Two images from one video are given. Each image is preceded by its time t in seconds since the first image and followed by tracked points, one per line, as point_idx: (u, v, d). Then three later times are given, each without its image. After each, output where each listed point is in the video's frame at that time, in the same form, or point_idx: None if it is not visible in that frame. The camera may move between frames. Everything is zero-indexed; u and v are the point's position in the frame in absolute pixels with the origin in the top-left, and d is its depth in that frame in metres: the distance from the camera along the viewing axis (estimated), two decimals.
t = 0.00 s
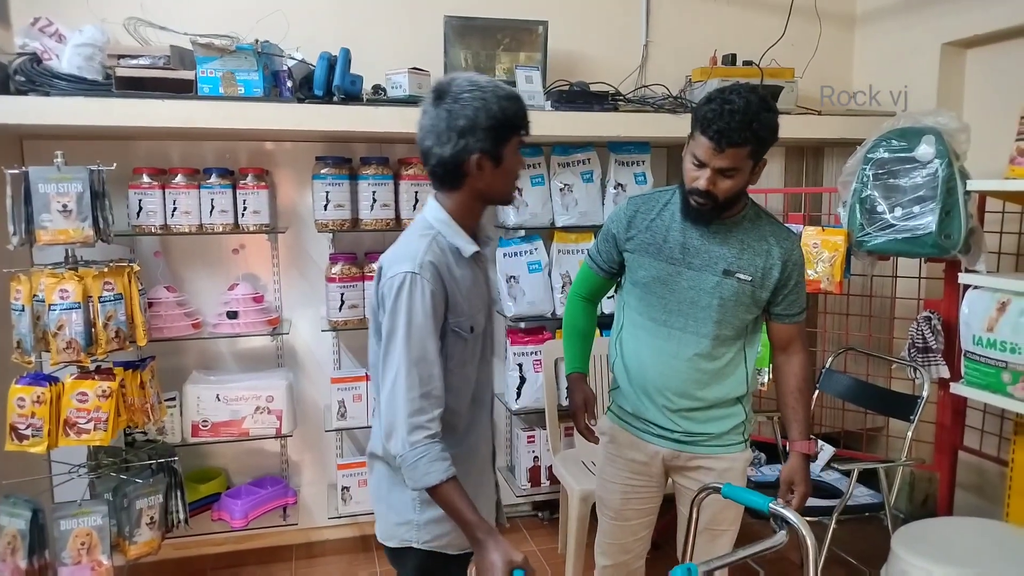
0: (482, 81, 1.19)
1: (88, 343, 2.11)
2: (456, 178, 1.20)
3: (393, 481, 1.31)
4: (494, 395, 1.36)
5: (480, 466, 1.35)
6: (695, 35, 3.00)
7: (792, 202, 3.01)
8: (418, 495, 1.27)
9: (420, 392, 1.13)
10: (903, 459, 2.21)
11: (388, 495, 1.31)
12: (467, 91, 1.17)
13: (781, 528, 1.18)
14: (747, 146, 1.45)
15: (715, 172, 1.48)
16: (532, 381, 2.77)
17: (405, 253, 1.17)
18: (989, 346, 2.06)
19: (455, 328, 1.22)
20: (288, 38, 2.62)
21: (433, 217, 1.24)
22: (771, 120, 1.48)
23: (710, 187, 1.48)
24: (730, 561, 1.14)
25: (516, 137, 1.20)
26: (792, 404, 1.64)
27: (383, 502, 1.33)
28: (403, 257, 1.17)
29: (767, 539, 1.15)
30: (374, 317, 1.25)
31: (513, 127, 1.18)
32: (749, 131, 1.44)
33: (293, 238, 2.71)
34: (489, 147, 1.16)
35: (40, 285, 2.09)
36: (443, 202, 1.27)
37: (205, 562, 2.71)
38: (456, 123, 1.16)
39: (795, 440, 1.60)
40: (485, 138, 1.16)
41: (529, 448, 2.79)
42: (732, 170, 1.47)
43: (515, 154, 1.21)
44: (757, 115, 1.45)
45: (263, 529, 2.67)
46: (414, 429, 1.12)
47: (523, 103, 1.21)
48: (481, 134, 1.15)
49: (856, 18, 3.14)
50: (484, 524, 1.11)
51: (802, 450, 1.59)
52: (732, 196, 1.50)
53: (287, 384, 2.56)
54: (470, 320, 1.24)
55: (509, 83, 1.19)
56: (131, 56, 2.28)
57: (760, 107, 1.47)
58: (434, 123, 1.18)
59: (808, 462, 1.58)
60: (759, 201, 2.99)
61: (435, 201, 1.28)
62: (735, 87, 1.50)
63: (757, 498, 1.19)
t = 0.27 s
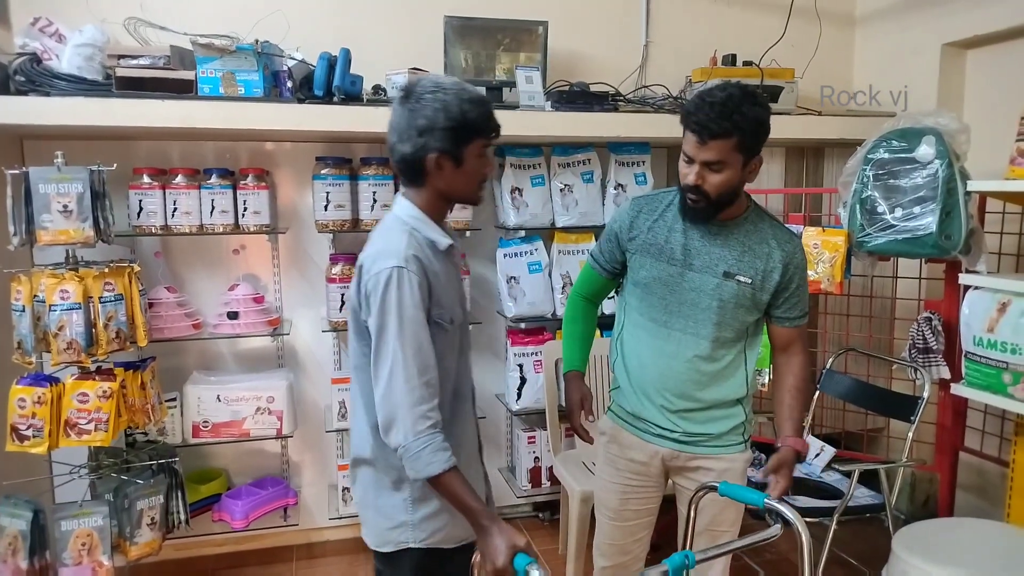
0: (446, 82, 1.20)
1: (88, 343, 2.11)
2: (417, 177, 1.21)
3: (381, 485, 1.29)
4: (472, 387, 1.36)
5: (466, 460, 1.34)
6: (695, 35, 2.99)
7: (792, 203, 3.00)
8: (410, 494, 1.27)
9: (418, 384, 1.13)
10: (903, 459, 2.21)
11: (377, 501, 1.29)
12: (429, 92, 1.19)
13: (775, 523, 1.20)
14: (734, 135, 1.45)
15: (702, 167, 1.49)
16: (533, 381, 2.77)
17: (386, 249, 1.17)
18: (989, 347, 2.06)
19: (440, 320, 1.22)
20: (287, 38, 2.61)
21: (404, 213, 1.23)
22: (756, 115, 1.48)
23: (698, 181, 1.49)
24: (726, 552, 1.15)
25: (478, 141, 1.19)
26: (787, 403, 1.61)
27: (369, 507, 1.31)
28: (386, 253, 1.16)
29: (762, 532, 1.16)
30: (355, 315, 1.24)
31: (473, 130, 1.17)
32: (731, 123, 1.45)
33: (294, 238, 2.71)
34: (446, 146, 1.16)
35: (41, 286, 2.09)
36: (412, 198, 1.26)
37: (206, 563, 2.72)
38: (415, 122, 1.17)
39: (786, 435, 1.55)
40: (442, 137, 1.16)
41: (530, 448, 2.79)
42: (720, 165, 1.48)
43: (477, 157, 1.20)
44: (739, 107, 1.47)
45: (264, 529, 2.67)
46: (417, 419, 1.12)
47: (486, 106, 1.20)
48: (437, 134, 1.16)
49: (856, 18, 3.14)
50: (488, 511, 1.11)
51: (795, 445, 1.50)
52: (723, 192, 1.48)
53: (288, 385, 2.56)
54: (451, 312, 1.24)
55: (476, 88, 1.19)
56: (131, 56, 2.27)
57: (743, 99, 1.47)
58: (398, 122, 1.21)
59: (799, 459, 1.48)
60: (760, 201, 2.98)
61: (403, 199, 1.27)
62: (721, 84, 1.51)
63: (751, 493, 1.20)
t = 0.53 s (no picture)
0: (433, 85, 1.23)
1: (88, 344, 2.11)
2: (378, 163, 1.23)
3: (345, 488, 1.28)
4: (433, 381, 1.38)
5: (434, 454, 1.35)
6: (695, 35, 2.99)
7: (792, 202, 3.00)
8: (376, 494, 1.27)
9: (411, 372, 1.14)
10: (904, 459, 2.20)
11: (343, 504, 1.29)
12: (413, 86, 1.22)
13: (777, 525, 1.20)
14: (711, 128, 1.47)
15: (680, 160, 1.52)
16: (533, 381, 2.77)
17: (355, 246, 1.16)
18: (990, 346, 2.06)
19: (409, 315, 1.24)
20: (287, 38, 2.61)
21: (366, 209, 1.23)
22: (735, 112, 1.48)
23: (676, 173, 1.53)
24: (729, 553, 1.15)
25: (439, 150, 1.19)
26: (754, 407, 1.52)
27: (336, 509, 1.30)
28: (356, 249, 1.16)
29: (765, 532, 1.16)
30: (324, 312, 1.21)
31: (433, 137, 1.17)
32: (702, 115, 1.47)
33: (294, 239, 2.71)
34: (399, 138, 1.17)
35: (41, 286, 2.09)
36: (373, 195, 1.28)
37: (206, 563, 2.72)
38: (387, 107, 1.21)
39: (743, 437, 1.48)
40: (400, 128, 1.17)
41: (530, 448, 2.79)
42: (698, 159, 1.49)
43: (432, 165, 1.20)
44: (718, 103, 1.48)
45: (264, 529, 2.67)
46: (414, 406, 1.13)
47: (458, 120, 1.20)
48: (397, 123, 1.18)
49: (855, 18, 3.14)
50: (485, 507, 1.11)
51: (749, 448, 1.44)
52: (703, 187, 1.48)
53: (288, 385, 2.56)
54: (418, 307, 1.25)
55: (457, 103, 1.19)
56: (131, 57, 2.27)
57: (724, 98, 1.49)
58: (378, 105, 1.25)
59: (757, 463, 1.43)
60: (759, 201, 2.98)
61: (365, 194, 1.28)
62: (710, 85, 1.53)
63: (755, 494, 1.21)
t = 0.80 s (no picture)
0: (410, 90, 1.18)
1: (92, 343, 2.12)
2: (368, 176, 1.23)
3: (339, 487, 1.28)
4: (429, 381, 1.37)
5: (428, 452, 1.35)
6: (697, 31, 2.99)
7: (795, 199, 2.99)
8: (369, 492, 1.27)
9: (411, 370, 1.12)
10: (907, 455, 2.20)
11: (336, 502, 1.29)
12: (389, 94, 1.18)
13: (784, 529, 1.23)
14: (682, 132, 1.43)
15: (653, 165, 1.48)
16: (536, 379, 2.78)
17: (351, 245, 1.15)
18: (994, 342, 2.05)
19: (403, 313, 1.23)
20: (289, 37, 2.61)
21: (359, 208, 1.23)
22: (706, 113, 1.45)
23: (649, 181, 1.48)
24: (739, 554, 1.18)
25: (429, 159, 1.18)
26: (738, 408, 1.52)
27: (329, 507, 1.30)
28: (350, 248, 1.15)
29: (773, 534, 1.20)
30: (319, 311, 1.20)
31: (424, 149, 1.16)
32: (675, 120, 1.44)
33: (296, 238, 2.71)
34: (388, 157, 1.17)
35: (45, 286, 2.10)
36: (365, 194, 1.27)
37: (210, 561, 2.73)
38: (368, 120, 1.18)
39: (733, 440, 1.48)
40: (385, 148, 1.16)
41: (533, 446, 2.80)
42: (670, 165, 1.46)
43: (426, 173, 1.20)
44: (689, 105, 1.44)
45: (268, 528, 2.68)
46: (413, 404, 1.11)
47: (444, 124, 1.17)
48: (382, 144, 1.16)
49: (858, 13, 3.13)
50: (483, 511, 1.09)
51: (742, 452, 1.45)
52: (675, 192, 1.45)
53: (292, 383, 2.56)
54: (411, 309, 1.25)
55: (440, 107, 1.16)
56: (134, 56, 2.28)
57: (695, 100, 1.45)
58: (356, 118, 1.21)
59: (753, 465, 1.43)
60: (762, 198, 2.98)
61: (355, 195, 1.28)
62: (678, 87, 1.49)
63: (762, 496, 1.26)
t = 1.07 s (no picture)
0: (397, 99, 1.14)
1: (94, 344, 2.12)
2: (356, 185, 1.22)
3: (327, 494, 1.27)
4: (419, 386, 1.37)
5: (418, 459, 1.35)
6: (699, 31, 2.99)
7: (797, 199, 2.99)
8: (358, 500, 1.27)
9: (397, 380, 1.11)
10: (909, 456, 2.19)
11: (325, 509, 1.29)
12: (375, 103, 1.14)
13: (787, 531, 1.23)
14: (671, 153, 1.37)
15: (640, 187, 1.41)
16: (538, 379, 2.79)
17: (339, 251, 1.14)
18: (996, 342, 2.05)
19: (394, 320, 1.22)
20: (291, 38, 2.62)
21: (349, 211, 1.22)
22: (691, 126, 1.40)
23: (638, 202, 1.42)
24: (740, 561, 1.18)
25: (418, 171, 1.16)
26: (733, 408, 1.53)
27: (318, 514, 1.30)
28: (339, 254, 1.13)
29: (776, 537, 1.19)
30: (308, 319, 1.18)
31: (412, 163, 1.14)
32: (665, 139, 1.37)
33: (298, 238, 2.71)
34: (376, 171, 1.15)
35: (47, 286, 2.10)
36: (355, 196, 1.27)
37: (213, 561, 2.73)
38: (352, 132, 1.15)
39: (734, 441, 1.49)
40: (372, 163, 1.14)
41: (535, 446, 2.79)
42: (657, 184, 1.41)
43: (415, 183, 1.18)
44: (672, 122, 1.38)
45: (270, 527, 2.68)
46: (399, 415, 1.10)
47: (433, 135, 1.14)
48: (369, 158, 1.14)
49: (860, 13, 3.13)
50: (478, 519, 1.08)
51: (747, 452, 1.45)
52: (665, 209, 1.43)
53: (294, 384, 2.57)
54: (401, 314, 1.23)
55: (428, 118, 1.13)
56: (135, 57, 2.30)
57: (675, 114, 1.39)
58: (341, 126, 1.18)
59: (756, 465, 1.45)
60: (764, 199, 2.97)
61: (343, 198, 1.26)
62: (654, 96, 1.42)
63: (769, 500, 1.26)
